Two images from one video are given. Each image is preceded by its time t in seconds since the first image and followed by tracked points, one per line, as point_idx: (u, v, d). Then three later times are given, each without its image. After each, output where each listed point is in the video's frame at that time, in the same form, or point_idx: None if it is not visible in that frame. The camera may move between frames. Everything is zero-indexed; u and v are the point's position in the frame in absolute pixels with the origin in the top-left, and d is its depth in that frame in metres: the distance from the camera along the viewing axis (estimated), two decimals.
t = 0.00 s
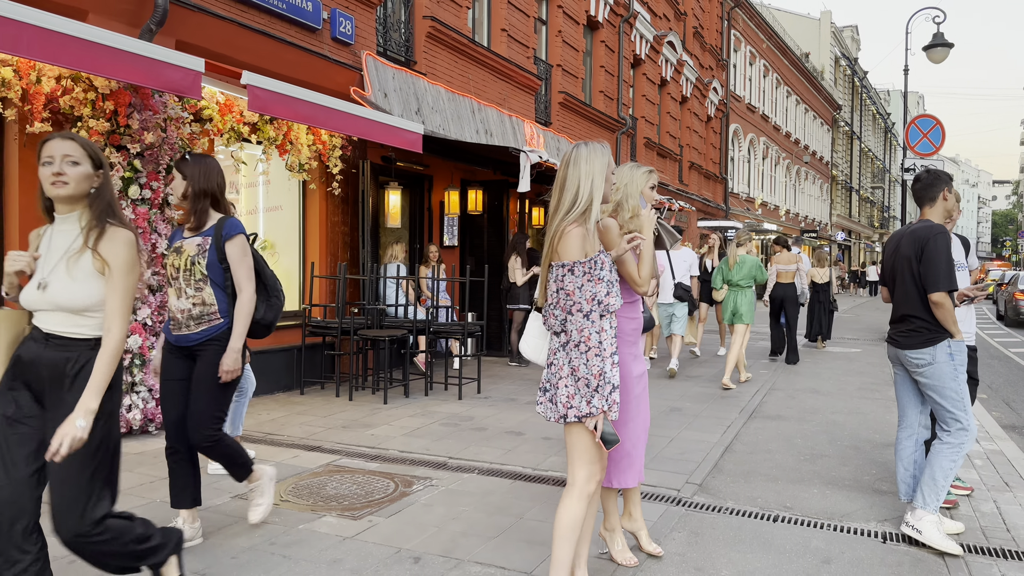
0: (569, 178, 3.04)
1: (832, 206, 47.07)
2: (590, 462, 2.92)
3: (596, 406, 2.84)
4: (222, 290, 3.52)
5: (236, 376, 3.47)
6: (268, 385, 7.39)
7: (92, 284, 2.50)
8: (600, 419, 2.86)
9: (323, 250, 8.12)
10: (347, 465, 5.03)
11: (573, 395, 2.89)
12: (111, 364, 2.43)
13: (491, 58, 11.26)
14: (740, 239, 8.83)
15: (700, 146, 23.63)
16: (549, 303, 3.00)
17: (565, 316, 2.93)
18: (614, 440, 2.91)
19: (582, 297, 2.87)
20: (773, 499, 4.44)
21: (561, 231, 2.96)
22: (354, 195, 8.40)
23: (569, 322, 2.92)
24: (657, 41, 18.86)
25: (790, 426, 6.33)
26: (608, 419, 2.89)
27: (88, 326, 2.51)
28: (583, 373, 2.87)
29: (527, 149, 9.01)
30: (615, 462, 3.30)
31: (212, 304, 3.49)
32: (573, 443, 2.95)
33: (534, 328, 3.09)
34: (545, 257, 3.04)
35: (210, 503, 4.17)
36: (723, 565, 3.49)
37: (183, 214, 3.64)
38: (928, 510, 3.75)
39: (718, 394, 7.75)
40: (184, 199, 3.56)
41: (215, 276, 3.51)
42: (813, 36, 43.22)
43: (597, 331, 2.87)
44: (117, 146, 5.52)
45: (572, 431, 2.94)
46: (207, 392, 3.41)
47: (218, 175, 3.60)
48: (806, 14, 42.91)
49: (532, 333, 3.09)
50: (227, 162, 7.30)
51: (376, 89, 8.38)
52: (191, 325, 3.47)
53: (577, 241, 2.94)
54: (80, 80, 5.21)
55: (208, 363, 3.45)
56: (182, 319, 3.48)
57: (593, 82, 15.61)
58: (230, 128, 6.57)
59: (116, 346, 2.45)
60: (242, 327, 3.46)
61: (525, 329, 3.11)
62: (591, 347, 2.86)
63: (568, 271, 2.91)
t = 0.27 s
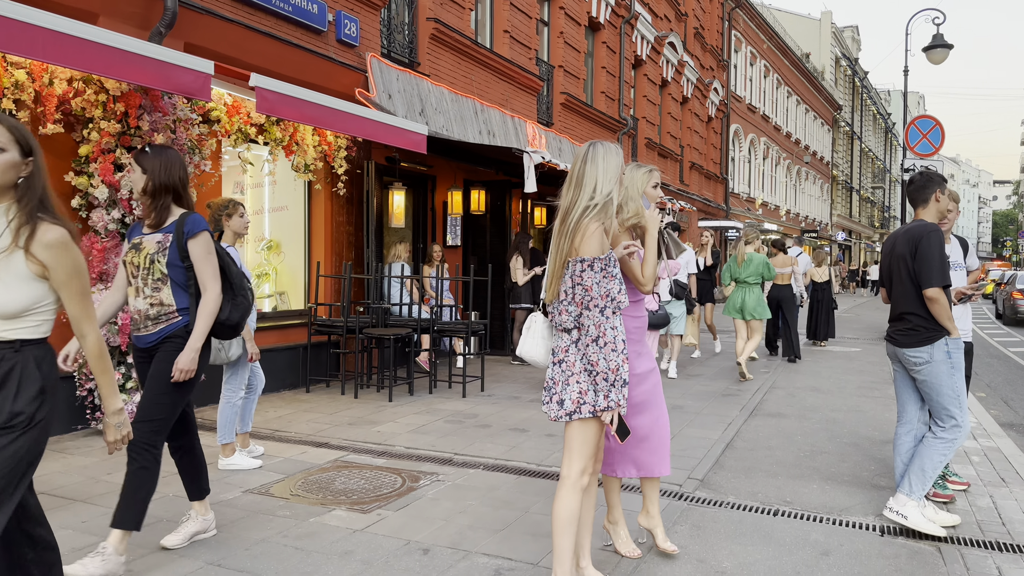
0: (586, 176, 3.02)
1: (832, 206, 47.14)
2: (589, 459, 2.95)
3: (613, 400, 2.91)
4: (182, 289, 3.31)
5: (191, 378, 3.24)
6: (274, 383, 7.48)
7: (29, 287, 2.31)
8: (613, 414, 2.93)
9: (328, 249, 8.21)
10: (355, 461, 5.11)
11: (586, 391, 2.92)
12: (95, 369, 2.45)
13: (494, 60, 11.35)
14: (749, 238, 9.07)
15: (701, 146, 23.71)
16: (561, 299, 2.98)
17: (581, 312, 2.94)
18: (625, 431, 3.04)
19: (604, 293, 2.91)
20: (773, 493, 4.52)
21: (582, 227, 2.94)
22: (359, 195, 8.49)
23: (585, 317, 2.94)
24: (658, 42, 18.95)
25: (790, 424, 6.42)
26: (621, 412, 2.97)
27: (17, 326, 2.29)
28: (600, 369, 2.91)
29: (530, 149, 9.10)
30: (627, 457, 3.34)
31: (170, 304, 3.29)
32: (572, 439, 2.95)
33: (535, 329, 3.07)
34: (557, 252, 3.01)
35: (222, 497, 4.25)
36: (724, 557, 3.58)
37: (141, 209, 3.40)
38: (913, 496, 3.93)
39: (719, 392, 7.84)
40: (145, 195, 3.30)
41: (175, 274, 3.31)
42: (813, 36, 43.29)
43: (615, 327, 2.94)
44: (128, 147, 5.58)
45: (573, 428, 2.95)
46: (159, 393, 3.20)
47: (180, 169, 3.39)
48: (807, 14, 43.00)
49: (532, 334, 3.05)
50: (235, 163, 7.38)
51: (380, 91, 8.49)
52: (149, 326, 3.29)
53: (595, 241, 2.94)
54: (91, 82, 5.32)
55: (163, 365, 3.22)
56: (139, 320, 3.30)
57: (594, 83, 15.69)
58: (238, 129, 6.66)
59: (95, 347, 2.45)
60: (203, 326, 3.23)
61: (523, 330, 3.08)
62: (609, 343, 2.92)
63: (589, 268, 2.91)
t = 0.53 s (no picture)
0: (599, 176, 3.12)
1: (832, 207, 47.24)
2: (594, 453, 3.03)
3: (626, 396, 3.01)
4: (137, 288, 3.15)
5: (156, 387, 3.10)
6: (280, 380, 7.58)
7: None
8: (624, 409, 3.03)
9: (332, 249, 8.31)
10: (362, 457, 5.21)
11: (599, 387, 3.01)
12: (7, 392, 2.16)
13: (496, 61, 11.46)
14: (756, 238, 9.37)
15: (701, 147, 23.82)
16: (577, 296, 3.05)
17: (598, 309, 3.02)
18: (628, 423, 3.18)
19: (623, 292, 2.99)
20: (773, 488, 4.62)
21: (599, 225, 3.04)
22: (363, 196, 8.59)
23: (603, 314, 3.01)
24: (658, 43, 19.06)
25: (789, 421, 6.52)
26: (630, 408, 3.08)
27: None
28: (616, 366, 3.00)
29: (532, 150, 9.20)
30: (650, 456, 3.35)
31: (124, 303, 3.12)
32: (579, 433, 3.03)
33: (534, 323, 3.20)
34: (573, 251, 3.07)
35: (234, 490, 4.35)
36: (724, 548, 3.68)
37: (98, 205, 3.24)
38: (916, 492, 3.99)
39: (720, 391, 7.94)
40: (102, 188, 3.15)
41: (131, 273, 3.14)
42: (813, 37, 43.40)
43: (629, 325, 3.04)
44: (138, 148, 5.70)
45: (580, 423, 3.04)
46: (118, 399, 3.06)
47: (141, 162, 3.24)
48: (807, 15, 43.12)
49: (531, 329, 3.20)
50: (242, 164, 7.49)
51: (385, 93, 8.60)
52: (102, 327, 3.12)
53: (612, 239, 3.03)
54: (103, 85, 5.35)
55: (122, 368, 3.07)
56: (91, 321, 3.13)
57: (595, 84, 15.79)
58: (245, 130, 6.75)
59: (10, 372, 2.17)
60: (163, 329, 3.07)
61: (521, 325, 3.22)
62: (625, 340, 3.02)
63: (606, 265, 2.99)
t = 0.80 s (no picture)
0: (607, 177, 3.21)
1: (832, 207, 47.33)
2: (598, 445, 3.13)
3: (637, 390, 3.12)
4: (92, 282, 2.98)
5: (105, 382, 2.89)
6: (285, 378, 7.68)
7: None
8: (634, 402, 3.15)
9: (337, 249, 8.42)
10: (368, 452, 5.31)
11: (610, 381, 3.10)
12: None
13: (498, 63, 11.56)
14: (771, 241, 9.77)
15: (701, 147, 23.92)
16: (587, 293, 3.13)
17: (608, 305, 3.11)
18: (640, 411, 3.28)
19: (633, 289, 3.10)
20: (771, 482, 4.72)
21: (611, 225, 3.13)
22: (367, 196, 8.69)
23: (613, 310, 3.11)
24: (659, 45, 19.16)
25: (788, 418, 6.61)
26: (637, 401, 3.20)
27: None
28: (626, 360, 3.11)
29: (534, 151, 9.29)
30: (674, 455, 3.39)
31: (79, 299, 2.95)
32: (584, 426, 3.12)
33: (540, 319, 3.38)
34: (584, 249, 3.14)
35: (244, 484, 4.45)
36: (725, 539, 3.77)
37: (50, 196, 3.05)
38: (929, 490, 4.05)
39: (720, 389, 8.04)
40: (53, 177, 2.97)
41: (86, 266, 2.97)
42: (814, 38, 43.49)
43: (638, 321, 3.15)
44: (147, 149, 5.73)
45: (587, 416, 3.12)
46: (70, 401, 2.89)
47: (97, 150, 3.07)
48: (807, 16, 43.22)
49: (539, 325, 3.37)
50: (249, 165, 7.59)
51: (389, 94, 8.75)
52: (57, 326, 2.93)
53: (621, 239, 3.12)
54: (113, 87, 5.42)
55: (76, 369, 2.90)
56: (46, 319, 2.94)
57: (596, 85, 15.89)
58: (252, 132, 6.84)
59: None
60: (117, 323, 2.88)
61: (527, 323, 3.41)
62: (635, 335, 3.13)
63: (618, 263, 3.09)
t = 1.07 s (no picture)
0: (613, 178, 3.28)
1: (831, 207, 47.44)
2: (606, 437, 3.21)
3: (642, 381, 3.20)
4: (16, 290, 2.77)
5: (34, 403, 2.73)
6: (290, 376, 7.76)
7: None
8: (639, 394, 3.23)
9: (341, 249, 8.51)
10: (374, 448, 5.40)
11: (614, 374, 3.18)
12: None
13: (500, 64, 11.65)
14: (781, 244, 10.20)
15: (701, 147, 24.00)
16: (593, 290, 3.22)
17: (611, 301, 3.20)
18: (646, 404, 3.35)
19: (635, 284, 3.17)
20: (771, 477, 4.81)
21: (613, 225, 3.21)
22: (370, 196, 8.78)
23: (616, 305, 3.20)
24: (659, 45, 19.25)
25: (788, 415, 6.70)
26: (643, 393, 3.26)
27: None
28: (631, 353, 3.18)
29: (536, 151, 9.38)
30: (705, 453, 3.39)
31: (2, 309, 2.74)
32: (591, 420, 3.21)
33: (548, 315, 3.46)
34: (587, 249, 3.24)
35: (254, 479, 4.53)
36: (725, 532, 3.85)
37: None
38: (942, 490, 4.12)
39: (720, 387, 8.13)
40: None
41: (9, 273, 2.76)
42: (813, 38, 43.58)
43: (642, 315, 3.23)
44: (156, 150, 5.80)
45: (593, 409, 3.21)
46: None
47: (27, 148, 2.88)
48: (806, 16, 43.29)
49: (546, 321, 3.44)
50: (255, 165, 7.67)
51: (392, 95, 8.83)
52: None
53: (626, 237, 3.20)
54: (122, 88, 5.49)
55: None
56: None
57: (597, 86, 15.98)
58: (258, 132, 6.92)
59: None
60: (42, 338, 2.68)
61: (538, 317, 3.47)
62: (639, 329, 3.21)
63: (620, 261, 3.16)
